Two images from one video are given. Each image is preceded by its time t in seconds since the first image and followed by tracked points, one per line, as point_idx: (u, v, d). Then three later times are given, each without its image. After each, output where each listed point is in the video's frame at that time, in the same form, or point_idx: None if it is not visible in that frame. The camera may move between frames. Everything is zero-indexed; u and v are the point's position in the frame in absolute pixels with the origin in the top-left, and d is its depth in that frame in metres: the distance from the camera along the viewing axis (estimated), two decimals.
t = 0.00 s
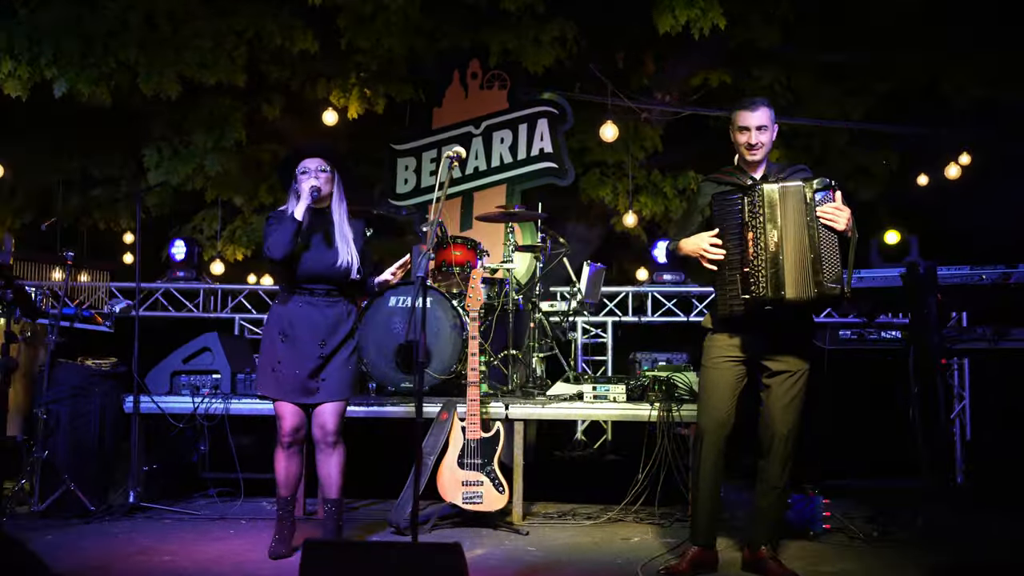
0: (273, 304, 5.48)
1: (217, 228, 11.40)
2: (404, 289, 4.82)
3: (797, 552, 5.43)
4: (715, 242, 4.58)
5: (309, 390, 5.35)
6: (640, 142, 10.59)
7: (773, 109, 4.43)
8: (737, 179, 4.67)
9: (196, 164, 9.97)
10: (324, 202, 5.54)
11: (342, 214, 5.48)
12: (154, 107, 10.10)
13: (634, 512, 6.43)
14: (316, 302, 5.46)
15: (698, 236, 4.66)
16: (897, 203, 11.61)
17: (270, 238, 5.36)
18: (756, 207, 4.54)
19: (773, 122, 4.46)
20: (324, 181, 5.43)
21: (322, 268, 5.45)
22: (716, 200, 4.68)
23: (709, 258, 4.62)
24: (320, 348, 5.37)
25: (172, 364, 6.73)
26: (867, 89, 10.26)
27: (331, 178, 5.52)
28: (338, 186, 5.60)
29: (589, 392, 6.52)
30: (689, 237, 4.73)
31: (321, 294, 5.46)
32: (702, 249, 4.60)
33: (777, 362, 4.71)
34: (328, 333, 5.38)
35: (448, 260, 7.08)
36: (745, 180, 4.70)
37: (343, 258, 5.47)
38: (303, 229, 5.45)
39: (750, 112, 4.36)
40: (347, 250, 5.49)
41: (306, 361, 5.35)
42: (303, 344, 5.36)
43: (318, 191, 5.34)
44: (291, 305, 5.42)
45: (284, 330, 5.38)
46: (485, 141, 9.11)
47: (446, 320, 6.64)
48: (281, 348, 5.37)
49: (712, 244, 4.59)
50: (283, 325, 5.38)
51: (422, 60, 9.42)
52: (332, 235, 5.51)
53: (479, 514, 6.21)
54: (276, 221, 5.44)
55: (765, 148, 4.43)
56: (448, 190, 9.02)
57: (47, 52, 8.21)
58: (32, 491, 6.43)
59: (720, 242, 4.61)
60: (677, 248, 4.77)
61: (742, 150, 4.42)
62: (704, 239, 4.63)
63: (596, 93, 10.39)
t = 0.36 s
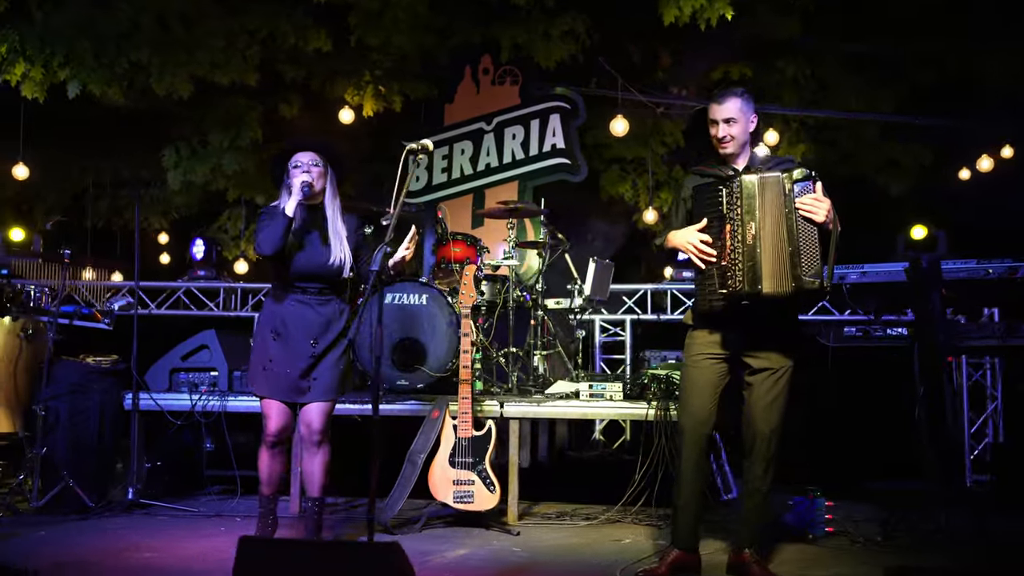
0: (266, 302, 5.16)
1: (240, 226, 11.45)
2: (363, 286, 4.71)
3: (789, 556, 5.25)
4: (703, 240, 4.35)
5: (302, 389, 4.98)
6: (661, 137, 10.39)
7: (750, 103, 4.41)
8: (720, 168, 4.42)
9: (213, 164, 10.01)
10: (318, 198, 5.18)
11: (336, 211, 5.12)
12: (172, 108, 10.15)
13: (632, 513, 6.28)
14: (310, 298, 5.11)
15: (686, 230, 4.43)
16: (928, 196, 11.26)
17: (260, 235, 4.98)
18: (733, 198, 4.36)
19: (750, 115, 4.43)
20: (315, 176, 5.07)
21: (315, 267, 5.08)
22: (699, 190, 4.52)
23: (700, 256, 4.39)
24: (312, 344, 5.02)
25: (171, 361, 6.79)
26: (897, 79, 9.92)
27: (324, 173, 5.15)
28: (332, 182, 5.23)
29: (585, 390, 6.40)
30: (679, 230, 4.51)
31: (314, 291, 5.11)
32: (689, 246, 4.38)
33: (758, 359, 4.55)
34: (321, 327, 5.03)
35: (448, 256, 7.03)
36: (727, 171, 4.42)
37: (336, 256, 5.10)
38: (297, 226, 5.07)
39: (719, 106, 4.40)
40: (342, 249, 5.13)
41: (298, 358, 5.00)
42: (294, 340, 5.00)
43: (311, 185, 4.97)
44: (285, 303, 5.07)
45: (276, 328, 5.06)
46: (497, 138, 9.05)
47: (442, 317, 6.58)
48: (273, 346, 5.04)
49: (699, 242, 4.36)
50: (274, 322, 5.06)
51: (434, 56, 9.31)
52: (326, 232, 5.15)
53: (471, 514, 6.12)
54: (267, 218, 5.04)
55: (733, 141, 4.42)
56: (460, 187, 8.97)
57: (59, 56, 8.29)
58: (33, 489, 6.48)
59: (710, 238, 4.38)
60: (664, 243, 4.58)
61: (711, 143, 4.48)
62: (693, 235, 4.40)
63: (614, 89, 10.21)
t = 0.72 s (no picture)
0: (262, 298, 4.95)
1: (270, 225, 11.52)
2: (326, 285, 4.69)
3: (791, 558, 5.07)
4: (689, 237, 4.21)
5: (298, 390, 4.79)
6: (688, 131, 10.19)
7: (735, 88, 4.21)
8: (708, 159, 4.28)
9: (239, 163, 10.07)
10: (316, 200, 4.97)
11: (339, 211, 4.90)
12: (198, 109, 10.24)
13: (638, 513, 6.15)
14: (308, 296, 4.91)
15: (673, 227, 4.30)
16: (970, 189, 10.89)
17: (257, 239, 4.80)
18: (717, 188, 4.21)
19: (737, 101, 4.23)
20: (315, 178, 4.84)
21: (314, 270, 4.89)
22: (687, 181, 4.34)
23: (683, 255, 4.26)
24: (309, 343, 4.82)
25: (179, 358, 6.87)
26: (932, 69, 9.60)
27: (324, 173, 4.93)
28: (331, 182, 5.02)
29: (589, 387, 6.30)
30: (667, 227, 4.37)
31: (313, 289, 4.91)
32: (675, 244, 4.24)
33: (748, 354, 4.39)
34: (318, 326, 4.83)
35: (455, 252, 6.97)
36: (716, 160, 4.28)
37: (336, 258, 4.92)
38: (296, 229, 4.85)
39: (704, 94, 4.21)
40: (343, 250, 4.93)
41: (294, 357, 4.81)
42: (291, 339, 4.81)
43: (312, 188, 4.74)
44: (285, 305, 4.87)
45: (273, 326, 4.86)
46: (516, 133, 8.95)
47: (446, 314, 6.53)
48: (269, 346, 4.86)
49: (684, 240, 4.23)
50: (271, 321, 4.87)
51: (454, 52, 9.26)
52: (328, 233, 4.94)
53: (472, 513, 6.05)
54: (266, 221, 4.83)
55: (719, 129, 4.23)
56: (479, 183, 8.88)
57: (81, 58, 8.41)
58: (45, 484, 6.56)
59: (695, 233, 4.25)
60: (650, 239, 4.44)
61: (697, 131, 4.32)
62: (679, 232, 4.26)
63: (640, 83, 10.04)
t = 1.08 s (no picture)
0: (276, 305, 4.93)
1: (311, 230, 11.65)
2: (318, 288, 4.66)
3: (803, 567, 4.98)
4: (682, 240, 4.23)
5: (308, 399, 4.79)
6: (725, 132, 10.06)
7: (730, 89, 4.19)
8: (708, 161, 4.25)
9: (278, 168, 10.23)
10: (328, 211, 4.97)
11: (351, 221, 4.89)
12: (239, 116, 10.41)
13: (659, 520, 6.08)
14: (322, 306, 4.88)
15: (668, 230, 4.34)
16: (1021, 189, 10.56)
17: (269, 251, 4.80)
18: (714, 190, 4.19)
19: (733, 102, 4.20)
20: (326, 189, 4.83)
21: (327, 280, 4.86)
22: (688, 183, 4.33)
23: (678, 259, 4.28)
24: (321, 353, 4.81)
25: (207, 363, 7.04)
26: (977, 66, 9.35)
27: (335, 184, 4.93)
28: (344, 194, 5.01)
29: (607, 392, 6.28)
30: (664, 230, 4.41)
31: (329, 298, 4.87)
32: (668, 248, 4.27)
33: (752, 359, 4.33)
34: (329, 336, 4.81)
35: (477, 256, 6.98)
36: (716, 163, 4.22)
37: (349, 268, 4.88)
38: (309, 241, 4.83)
39: (700, 93, 4.21)
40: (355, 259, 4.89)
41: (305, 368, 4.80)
42: (303, 349, 4.81)
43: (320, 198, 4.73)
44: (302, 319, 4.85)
45: (286, 336, 4.84)
46: (547, 137, 8.94)
47: (466, 319, 6.58)
48: (281, 353, 4.85)
49: (679, 242, 4.25)
50: (284, 330, 4.84)
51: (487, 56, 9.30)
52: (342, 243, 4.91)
53: (489, 517, 6.05)
54: (279, 233, 4.84)
55: (713, 130, 4.22)
56: (510, 186, 8.88)
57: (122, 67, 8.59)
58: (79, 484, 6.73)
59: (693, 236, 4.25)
60: (649, 243, 4.45)
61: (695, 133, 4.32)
62: (675, 235, 4.29)
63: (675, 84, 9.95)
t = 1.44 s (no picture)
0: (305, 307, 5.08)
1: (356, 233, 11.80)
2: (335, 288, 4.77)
3: (829, 569, 4.95)
4: (687, 235, 4.34)
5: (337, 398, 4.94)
6: (767, 131, 9.98)
7: (742, 90, 4.25)
8: (716, 161, 4.29)
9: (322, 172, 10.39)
10: (352, 217, 5.11)
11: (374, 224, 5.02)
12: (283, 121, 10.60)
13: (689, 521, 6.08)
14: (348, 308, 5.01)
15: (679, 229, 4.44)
16: None
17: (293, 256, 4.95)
18: (717, 190, 4.25)
19: (745, 103, 4.27)
20: (349, 196, 4.98)
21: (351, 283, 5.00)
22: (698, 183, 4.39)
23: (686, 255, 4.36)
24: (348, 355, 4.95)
25: (246, 363, 7.20)
26: None
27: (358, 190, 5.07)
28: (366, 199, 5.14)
29: (637, 393, 6.29)
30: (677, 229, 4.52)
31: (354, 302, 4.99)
32: (674, 243, 4.40)
33: (764, 360, 4.34)
34: (354, 338, 4.93)
35: (510, 257, 7.07)
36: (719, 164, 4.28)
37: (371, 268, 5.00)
38: (332, 247, 4.97)
39: (714, 95, 4.27)
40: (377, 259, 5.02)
41: (334, 368, 4.95)
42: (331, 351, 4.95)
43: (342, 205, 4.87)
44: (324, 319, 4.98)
45: (313, 336, 5.00)
46: (585, 138, 8.96)
47: (498, 319, 6.67)
48: (310, 354, 4.99)
49: (686, 239, 4.34)
50: (312, 331, 4.98)
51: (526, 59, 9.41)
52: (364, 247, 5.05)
53: (520, 515, 6.10)
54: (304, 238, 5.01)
55: (729, 130, 4.28)
56: (546, 189, 8.95)
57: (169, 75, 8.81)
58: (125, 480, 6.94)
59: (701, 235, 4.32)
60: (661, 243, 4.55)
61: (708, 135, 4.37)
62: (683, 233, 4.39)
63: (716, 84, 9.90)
